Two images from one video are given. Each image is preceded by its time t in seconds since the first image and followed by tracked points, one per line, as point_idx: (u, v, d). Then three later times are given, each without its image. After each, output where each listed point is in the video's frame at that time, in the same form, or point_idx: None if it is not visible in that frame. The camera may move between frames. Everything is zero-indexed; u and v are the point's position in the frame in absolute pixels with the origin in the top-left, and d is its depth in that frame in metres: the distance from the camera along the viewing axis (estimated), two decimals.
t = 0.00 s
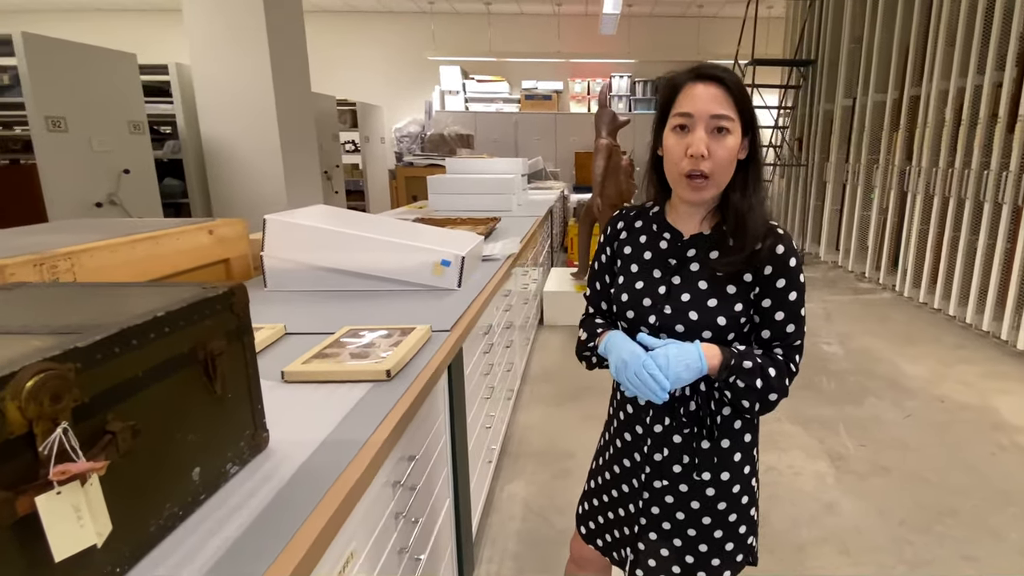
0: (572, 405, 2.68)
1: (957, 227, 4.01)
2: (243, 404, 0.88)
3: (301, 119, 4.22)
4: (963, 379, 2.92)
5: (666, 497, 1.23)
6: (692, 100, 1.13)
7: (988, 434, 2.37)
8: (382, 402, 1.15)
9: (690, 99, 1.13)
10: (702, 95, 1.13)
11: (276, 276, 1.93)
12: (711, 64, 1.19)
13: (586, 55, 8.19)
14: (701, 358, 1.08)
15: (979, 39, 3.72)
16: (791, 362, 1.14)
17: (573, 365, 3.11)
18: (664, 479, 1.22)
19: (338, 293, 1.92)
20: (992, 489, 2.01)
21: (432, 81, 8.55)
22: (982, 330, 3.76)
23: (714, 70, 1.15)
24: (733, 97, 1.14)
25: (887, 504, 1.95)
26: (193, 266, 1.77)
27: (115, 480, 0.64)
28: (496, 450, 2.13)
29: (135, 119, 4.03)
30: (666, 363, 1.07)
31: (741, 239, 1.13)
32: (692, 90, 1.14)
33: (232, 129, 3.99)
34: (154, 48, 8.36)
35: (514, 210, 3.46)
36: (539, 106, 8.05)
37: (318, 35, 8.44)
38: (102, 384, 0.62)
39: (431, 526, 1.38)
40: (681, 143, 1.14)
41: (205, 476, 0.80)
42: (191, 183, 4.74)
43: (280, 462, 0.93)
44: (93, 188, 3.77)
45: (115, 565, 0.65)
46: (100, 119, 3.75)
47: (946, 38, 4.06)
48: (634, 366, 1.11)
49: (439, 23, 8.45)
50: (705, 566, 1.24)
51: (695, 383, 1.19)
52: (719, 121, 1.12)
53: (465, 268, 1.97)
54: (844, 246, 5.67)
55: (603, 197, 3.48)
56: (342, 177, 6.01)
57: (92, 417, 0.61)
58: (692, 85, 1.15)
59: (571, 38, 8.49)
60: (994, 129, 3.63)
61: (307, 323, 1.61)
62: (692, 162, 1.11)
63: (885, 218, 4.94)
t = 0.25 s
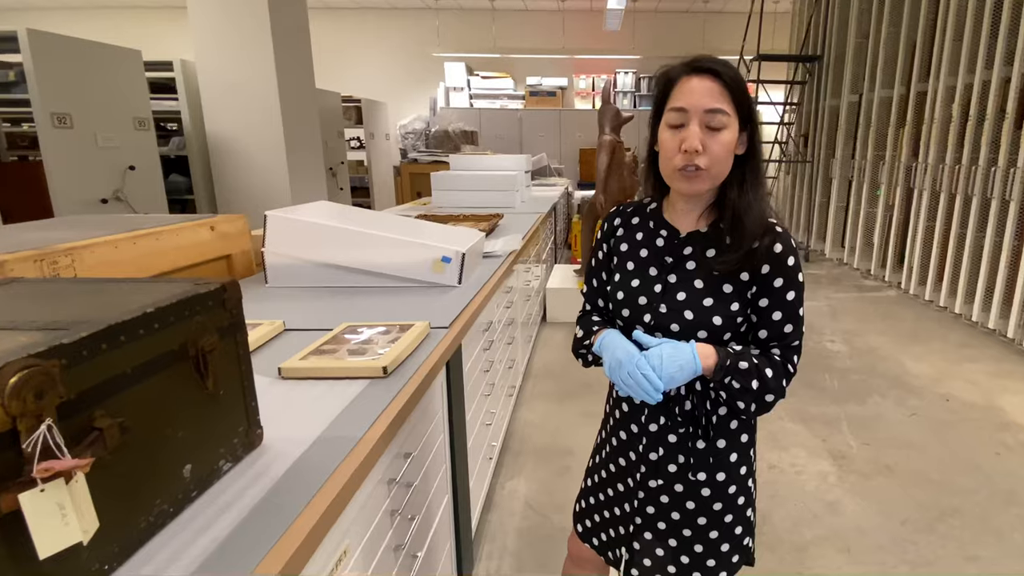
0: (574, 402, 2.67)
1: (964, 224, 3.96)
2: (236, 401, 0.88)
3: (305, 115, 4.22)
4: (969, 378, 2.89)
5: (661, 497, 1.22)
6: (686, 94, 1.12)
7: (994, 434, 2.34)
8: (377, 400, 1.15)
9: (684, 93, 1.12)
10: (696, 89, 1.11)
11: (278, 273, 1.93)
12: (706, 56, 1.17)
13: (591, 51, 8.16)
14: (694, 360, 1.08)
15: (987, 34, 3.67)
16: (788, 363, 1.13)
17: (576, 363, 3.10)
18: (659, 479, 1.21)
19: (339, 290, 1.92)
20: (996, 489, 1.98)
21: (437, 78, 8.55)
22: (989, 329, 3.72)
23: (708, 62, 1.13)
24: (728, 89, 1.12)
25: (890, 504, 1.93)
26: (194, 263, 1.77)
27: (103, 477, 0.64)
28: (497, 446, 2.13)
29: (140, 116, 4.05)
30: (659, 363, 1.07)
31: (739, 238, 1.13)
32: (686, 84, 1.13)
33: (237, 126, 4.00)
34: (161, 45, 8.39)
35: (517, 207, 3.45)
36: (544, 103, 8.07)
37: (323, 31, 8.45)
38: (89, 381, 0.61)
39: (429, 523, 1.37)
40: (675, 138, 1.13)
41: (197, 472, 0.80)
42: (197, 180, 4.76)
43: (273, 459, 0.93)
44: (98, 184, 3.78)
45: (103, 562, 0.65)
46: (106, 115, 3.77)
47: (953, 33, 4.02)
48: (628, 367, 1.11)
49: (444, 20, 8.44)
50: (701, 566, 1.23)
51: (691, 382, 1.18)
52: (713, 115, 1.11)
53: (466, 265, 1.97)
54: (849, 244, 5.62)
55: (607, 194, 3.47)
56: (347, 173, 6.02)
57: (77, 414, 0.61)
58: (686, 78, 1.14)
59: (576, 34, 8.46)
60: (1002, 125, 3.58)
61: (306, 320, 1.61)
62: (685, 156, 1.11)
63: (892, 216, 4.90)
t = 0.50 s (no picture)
0: (577, 399, 2.67)
1: (973, 221, 3.92)
2: (235, 398, 0.88)
3: (311, 113, 4.23)
4: (977, 376, 2.86)
5: (659, 496, 1.21)
6: (675, 90, 1.14)
7: (1001, 433, 2.31)
8: (377, 397, 1.16)
9: (674, 89, 1.15)
10: (685, 84, 1.14)
11: (281, 270, 1.94)
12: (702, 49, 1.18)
13: (596, 48, 8.13)
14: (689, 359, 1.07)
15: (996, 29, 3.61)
16: (788, 364, 1.12)
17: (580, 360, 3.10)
18: (656, 478, 1.21)
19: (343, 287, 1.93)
20: (1003, 489, 1.96)
21: (443, 75, 8.55)
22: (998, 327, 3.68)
23: (700, 57, 1.15)
24: (719, 83, 1.13)
25: (895, 503, 1.92)
26: (198, 260, 1.78)
27: (100, 475, 0.65)
28: (500, 443, 2.13)
29: (148, 114, 4.08)
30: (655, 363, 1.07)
31: (738, 237, 1.14)
32: (676, 80, 1.15)
33: (243, 124, 4.02)
34: (170, 43, 8.45)
35: (522, 204, 3.45)
36: (549, 100, 8.06)
37: (331, 29, 8.47)
38: (83, 380, 0.62)
39: (429, 520, 1.38)
40: (664, 134, 1.16)
41: (194, 470, 0.81)
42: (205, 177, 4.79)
43: (272, 455, 0.94)
44: (107, 182, 3.82)
45: (98, 560, 0.65)
46: (114, 113, 3.80)
47: (962, 28, 3.96)
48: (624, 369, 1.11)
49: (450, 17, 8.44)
50: (699, 566, 1.23)
51: (688, 381, 1.18)
52: (701, 110, 1.12)
53: (469, 262, 1.97)
54: (857, 241, 5.58)
55: (612, 191, 3.48)
56: (353, 171, 6.04)
57: (72, 413, 0.62)
58: (678, 74, 1.16)
59: (581, 31, 8.43)
60: (1012, 121, 3.54)
61: (308, 317, 1.62)
62: (674, 152, 1.13)
63: (899, 213, 4.85)
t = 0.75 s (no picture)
0: (582, 397, 2.67)
1: (983, 220, 3.88)
2: (236, 394, 0.90)
3: (319, 111, 4.25)
4: (985, 377, 2.83)
5: (658, 496, 1.22)
6: (673, 82, 1.15)
7: (1010, 435, 2.29)
8: (378, 394, 1.16)
9: (673, 81, 1.16)
10: (683, 76, 1.14)
11: (287, 267, 1.96)
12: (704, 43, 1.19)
13: (604, 45, 8.11)
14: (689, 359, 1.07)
15: (1007, 25, 3.57)
16: (790, 365, 1.13)
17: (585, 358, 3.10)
18: (656, 478, 1.21)
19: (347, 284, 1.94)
20: (1012, 491, 1.94)
21: (451, 72, 8.56)
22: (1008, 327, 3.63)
23: (700, 50, 1.15)
24: (718, 75, 1.13)
25: (901, 505, 1.90)
26: (205, 256, 1.80)
27: (98, 470, 0.66)
28: (504, 440, 2.14)
29: (158, 112, 4.12)
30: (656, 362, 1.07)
31: (740, 234, 1.13)
32: (675, 73, 1.16)
33: (252, 122, 4.05)
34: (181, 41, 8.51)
35: (529, 201, 3.46)
36: (556, 98, 8.06)
37: (340, 26, 8.49)
38: (81, 376, 0.64)
39: (431, 518, 1.38)
40: (662, 126, 1.17)
41: (194, 466, 0.82)
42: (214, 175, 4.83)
43: (273, 451, 0.95)
44: (118, 179, 3.86)
45: (97, 555, 0.67)
46: (125, 111, 3.84)
47: (973, 24, 3.92)
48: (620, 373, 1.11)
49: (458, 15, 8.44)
50: (698, 568, 1.23)
51: (688, 382, 1.18)
52: (698, 101, 1.13)
53: (473, 260, 1.97)
54: (864, 240, 5.54)
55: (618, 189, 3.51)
56: (362, 168, 6.06)
57: (70, 409, 0.63)
58: (678, 67, 1.17)
59: (589, 28, 8.42)
60: None
61: (312, 314, 1.64)
62: (670, 143, 1.14)
63: (908, 211, 4.81)
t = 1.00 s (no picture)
0: (587, 395, 2.68)
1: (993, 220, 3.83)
2: (239, 391, 0.92)
3: (328, 110, 4.28)
4: (994, 378, 2.80)
5: (657, 496, 1.26)
6: (675, 80, 1.15)
7: (1019, 437, 2.26)
8: (381, 392, 1.17)
9: (674, 79, 1.16)
10: (684, 74, 1.15)
11: (294, 264, 1.97)
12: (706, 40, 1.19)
13: (611, 44, 8.10)
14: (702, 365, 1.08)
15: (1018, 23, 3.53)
16: (794, 365, 1.13)
17: (591, 357, 3.10)
18: (654, 478, 1.26)
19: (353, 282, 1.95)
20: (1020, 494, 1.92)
21: (459, 71, 8.58)
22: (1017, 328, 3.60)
23: (701, 47, 1.15)
24: (720, 71, 1.13)
25: (907, 507, 1.89)
26: (213, 253, 1.82)
27: (101, 465, 0.68)
28: (509, 439, 2.15)
29: (170, 111, 4.16)
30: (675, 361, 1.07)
31: (743, 232, 1.13)
32: (677, 71, 1.16)
33: (261, 120, 4.08)
34: (191, 40, 8.58)
35: (535, 200, 3.46)
36: (564, 96, 8.06)
37: (348, 24, 8.51)
38: (85, 372, 0.65)
39: (434, 515, 1.40)
40: (664, 125, 1.17)
41: (197, 462, 0.84)
42: (225, 173, 4.87)
43: (276, 448, 0.96)
44: (129, 177, 3.90)
45: (100, 550, 0.68)
46: (136, 111, 3.88)
47: (983, 22, 3.87)
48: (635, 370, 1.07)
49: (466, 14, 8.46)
50: (695, 569, 1.28)
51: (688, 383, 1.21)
52: (700, 99, 1.13)
53: (478, 258, 1.98)
54: (873, 239, 5.50)
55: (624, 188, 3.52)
56: (370, 167, 6.09)
57: (73, 406, 0.64)
58: (679, 65, 1.17)
59: (596, 27, 8.41)
60: None
61: (317, 312, 1.65)
62: (672, 141, 1.15)
63: (917, 211, 4.77)
